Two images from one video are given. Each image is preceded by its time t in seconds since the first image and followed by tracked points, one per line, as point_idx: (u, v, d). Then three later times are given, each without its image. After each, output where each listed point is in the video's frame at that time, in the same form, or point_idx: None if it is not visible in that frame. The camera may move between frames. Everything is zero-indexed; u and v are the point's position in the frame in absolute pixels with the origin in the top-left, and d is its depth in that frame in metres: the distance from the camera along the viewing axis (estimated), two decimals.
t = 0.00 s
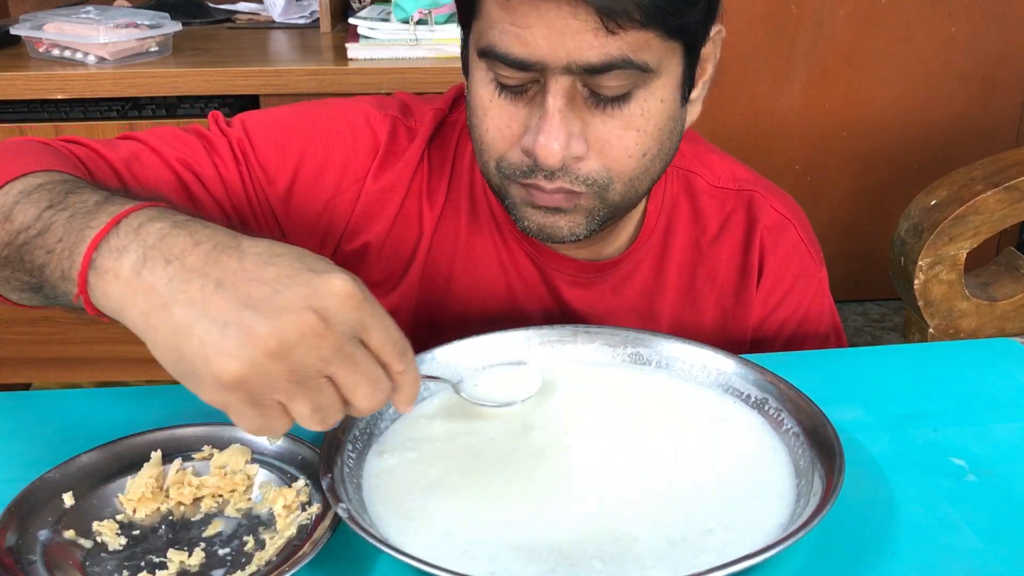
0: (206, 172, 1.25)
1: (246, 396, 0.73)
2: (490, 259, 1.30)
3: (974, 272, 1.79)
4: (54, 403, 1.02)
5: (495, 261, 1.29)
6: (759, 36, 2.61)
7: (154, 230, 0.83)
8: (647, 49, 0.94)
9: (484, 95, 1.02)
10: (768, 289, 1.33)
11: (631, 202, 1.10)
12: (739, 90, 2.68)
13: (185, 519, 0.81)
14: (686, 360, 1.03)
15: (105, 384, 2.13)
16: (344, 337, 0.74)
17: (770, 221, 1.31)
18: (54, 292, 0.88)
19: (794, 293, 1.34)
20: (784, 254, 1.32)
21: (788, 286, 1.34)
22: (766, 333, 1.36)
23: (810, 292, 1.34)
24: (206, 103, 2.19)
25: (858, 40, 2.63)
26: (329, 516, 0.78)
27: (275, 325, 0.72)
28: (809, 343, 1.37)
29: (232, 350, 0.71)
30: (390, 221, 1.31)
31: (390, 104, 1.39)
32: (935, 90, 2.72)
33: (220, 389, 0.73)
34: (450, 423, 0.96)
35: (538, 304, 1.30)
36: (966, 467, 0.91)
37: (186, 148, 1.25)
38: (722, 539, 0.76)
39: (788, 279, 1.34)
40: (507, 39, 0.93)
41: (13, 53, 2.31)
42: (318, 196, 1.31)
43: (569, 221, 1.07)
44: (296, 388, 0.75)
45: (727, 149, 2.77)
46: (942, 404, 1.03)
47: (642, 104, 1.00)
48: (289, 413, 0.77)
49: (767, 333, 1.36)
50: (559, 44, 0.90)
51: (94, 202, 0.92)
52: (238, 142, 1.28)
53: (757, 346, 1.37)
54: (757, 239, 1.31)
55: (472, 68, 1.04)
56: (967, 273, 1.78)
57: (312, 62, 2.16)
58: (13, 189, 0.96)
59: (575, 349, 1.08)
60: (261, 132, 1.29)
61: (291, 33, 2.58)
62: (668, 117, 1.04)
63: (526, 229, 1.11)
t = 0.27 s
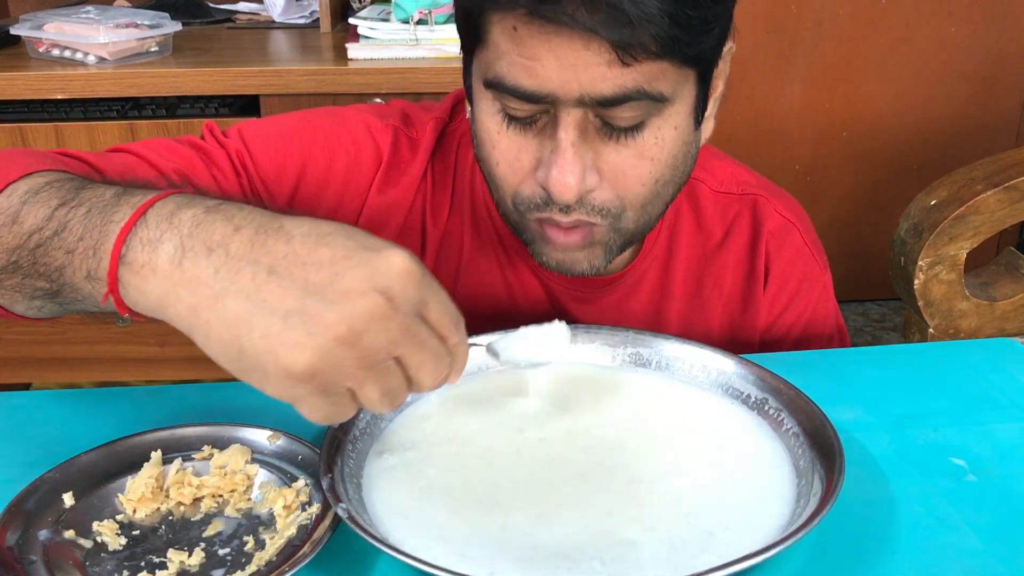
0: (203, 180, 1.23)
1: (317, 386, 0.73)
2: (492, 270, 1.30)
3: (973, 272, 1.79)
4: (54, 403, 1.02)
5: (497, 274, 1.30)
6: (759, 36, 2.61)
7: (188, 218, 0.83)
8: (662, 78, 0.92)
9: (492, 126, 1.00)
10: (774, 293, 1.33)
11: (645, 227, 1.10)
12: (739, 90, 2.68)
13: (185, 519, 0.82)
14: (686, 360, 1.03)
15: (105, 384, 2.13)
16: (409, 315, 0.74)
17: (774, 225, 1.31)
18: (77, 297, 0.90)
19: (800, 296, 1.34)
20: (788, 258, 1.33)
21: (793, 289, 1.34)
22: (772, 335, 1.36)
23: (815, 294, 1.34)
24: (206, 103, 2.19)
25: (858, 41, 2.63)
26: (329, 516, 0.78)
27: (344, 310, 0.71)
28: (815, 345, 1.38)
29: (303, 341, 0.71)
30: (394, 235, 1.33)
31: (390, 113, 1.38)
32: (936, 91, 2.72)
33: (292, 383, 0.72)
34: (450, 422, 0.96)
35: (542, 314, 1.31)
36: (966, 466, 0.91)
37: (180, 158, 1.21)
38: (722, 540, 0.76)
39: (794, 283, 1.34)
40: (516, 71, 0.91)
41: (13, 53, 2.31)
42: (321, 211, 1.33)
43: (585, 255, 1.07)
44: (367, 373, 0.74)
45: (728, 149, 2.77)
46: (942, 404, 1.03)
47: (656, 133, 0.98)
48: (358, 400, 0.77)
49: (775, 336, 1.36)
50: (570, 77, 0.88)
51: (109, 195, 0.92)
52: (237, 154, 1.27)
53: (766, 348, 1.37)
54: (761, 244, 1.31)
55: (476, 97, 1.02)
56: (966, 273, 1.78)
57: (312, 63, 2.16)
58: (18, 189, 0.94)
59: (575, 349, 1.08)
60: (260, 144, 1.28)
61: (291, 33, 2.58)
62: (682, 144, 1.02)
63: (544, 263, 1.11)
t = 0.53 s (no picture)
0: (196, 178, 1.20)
1: (377, 330, 0.72)
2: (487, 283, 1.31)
3: (973, 272, 1.79)
4: (53, 403, 1.02)
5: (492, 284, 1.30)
6: (759, 36, 2.61)
7: (212, 170, 0.82)
8: (663, 94, 0.92)
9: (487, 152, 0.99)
10: (775, 302, 1.33)
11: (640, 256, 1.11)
12: (739, 90, 2.68)
13: (186, 519, 0.82)
14: (686, 360, 1.03)
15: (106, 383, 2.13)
16: (458, 249, 0.73)
17: (773, 233, 1.31)
18: (91, 274, 0.87)
19: (801, 306, 1.33)
20: (789, 266, 1.33)
21: (795, 297, 1.33)
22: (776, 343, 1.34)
23: (817, 302, 1.33)
24: (206, 103, 2.19)
25: (858, 41, 2.63)
26: (329, 516, 0.78)
27: (398, 248, 0.70)
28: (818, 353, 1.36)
29: (359, 285, 0.70)
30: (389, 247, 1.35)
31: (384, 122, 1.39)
32: (936, 91, 2.72)
33: (354, 332, 0.71)
34: (451, 421, 0.97)
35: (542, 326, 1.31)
36: (966, 467, 0.91)
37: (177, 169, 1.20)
38: (722, 540, 0.76)
39: (795, 292, 1.33)
40: (511, 93, 0.90)
41: (13, 53, 2.31)
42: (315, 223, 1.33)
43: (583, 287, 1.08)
44: (424, 312, 0.74)
45: (727, 149, 2.77)
46: (943, 405, 1.02)
47: (656, 154, 0.98)
48: (414, 341, 0.76)
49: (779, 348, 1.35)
50: (569, 98, 0.87)
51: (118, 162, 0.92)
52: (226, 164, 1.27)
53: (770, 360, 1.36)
54: (759, 251, 1.31)
55: (468, 124, 1.01)
56: (966, 273, 1.78)
57: (312, 63, 2.16)
58: (12, 170, 0.92)
59: (575, 348, 1.08)
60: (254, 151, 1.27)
61: (291, 33, 2.58)
62: (682, 166, 1.02)
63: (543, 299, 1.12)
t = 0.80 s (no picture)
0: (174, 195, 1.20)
1: (402, 288, 0.78)
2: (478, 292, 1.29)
3: (973, 272, 1.79)
4: (53, 403, 1.02)
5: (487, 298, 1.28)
6: (759, 36, 2.61)
7: (228, 133, 0.85)
8: (650, 106, 0.91)
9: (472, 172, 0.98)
10: (772, 307, 1.33)
11: (630, 270, 1.11)
12: (739, 90, 2.68)
13: (185, 519, 0.82)
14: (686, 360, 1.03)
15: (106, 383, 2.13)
16: (479, 213, 0.79)
17: (769, 238, 1.31)
18: (100, 245, 0.90)
19: (798, 311, 1.33)
20: (785, 271, 1.32)
21: (792, 300, 1.33)
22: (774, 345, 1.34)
23: (814, 305, 1.34)
24: (206, 103, 2.19)
25: (858, 41, 2.63)
26: (329, 516, 0.78)
27: (423, 208, 0.76)
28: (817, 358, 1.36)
29: (385, 245, 0.76)
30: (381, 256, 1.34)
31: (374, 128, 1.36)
32: (935, 91, 2.72)
33: (379, 289, 0.77)
34: (450, 421, 0.97)
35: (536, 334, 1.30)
36: (966, 466, 0.91)
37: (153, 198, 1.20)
38: (721, 540, 0.76)
39: (792, 297, 1.33)
40: (496, 113, 0.89)
41: (13, 53, 2.31)
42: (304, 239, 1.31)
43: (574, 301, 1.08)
44: (448, 275, 0.80)
45: (728, 149, 2.77)
46: (942, 405, 1.02)
47: (644, 168, 0.98)
48: (437, 304, 0.82)
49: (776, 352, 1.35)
50: (555, 116, 0.87)
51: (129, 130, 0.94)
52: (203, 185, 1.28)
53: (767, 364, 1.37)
54: (755, 255, 1.31)
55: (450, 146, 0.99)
56: (967, 272, 1.78)
57: (312, 63, 2.16)
58: (18, 144, 0.94)
59: (575, 348, 1.08)
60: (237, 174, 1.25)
61: (291, 33, 2.58)
62: (670, 179, 1.02)
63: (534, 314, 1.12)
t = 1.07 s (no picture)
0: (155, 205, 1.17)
1: (336, 254, 0.73)
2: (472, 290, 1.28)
3: (973, 272, 1.79)
4: (53, 403, 1.02)
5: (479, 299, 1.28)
6: (759, 36, 2.61)
7: (180, 112, 0.85)
8: (641, 108, 0.91)
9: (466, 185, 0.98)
10: (768, 307, 1.33)
11: (630, 268, 1.11)
12: (739, 89, 2.68)
13: (186, 519, 0.82)
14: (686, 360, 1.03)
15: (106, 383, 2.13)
16: (426, 188, 0.74)
17: (766, 237, 1.31)
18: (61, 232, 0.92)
19: (794, 311, 1.34)
20: (782, 270, 1.32)
21: (790, 300, 1.33)
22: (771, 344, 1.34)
23: (811, 304, 1.34)
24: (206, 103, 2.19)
25: (858, 40, 2.63)
26: (329, 516, 0.78)
27: (360, 172, 0.72)
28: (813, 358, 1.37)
29: (317, 205, 0.71)
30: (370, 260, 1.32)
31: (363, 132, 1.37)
32: (935, 90, 2.72)
33: (311, 251, 0.72)
34: (449, 420, 0.97)
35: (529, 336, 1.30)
36: (966, 466, 0.91)
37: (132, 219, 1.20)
38: (721, 540, 0.76)
39: (789, 297, 1.33)
40: (488, 128, 0.88)
41: (13, 53, 2.31)
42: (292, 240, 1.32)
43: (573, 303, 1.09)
44: (388, 247, 0.74)
45: (728, 149, 2.77)
46: (942, 405, 1.03)
47: (639, 170, 0.98)
48: (379, 282, 0.75)
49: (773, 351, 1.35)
50: (545, 129, 0.86)
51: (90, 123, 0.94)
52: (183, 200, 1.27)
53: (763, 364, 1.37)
54: (752, 255, 1.31)
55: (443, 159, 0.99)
56: (967, 273, 1.78)
57: (312, 63, 2.16)
58: None
59: (575, 348, 1.08)
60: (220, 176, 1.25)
61: (291, 33, 2.58)
62: (665, 177, 1.02)
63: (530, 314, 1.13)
